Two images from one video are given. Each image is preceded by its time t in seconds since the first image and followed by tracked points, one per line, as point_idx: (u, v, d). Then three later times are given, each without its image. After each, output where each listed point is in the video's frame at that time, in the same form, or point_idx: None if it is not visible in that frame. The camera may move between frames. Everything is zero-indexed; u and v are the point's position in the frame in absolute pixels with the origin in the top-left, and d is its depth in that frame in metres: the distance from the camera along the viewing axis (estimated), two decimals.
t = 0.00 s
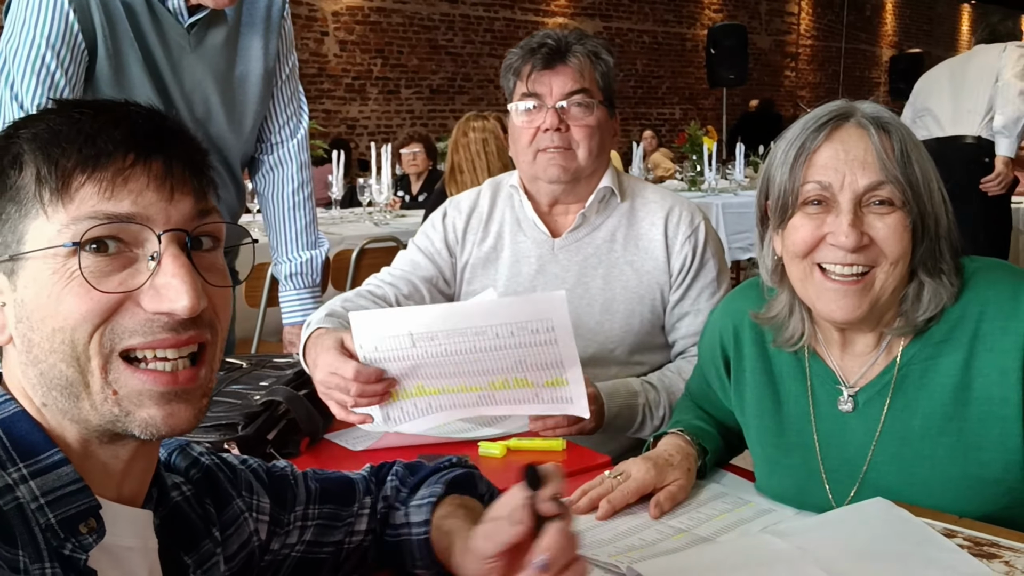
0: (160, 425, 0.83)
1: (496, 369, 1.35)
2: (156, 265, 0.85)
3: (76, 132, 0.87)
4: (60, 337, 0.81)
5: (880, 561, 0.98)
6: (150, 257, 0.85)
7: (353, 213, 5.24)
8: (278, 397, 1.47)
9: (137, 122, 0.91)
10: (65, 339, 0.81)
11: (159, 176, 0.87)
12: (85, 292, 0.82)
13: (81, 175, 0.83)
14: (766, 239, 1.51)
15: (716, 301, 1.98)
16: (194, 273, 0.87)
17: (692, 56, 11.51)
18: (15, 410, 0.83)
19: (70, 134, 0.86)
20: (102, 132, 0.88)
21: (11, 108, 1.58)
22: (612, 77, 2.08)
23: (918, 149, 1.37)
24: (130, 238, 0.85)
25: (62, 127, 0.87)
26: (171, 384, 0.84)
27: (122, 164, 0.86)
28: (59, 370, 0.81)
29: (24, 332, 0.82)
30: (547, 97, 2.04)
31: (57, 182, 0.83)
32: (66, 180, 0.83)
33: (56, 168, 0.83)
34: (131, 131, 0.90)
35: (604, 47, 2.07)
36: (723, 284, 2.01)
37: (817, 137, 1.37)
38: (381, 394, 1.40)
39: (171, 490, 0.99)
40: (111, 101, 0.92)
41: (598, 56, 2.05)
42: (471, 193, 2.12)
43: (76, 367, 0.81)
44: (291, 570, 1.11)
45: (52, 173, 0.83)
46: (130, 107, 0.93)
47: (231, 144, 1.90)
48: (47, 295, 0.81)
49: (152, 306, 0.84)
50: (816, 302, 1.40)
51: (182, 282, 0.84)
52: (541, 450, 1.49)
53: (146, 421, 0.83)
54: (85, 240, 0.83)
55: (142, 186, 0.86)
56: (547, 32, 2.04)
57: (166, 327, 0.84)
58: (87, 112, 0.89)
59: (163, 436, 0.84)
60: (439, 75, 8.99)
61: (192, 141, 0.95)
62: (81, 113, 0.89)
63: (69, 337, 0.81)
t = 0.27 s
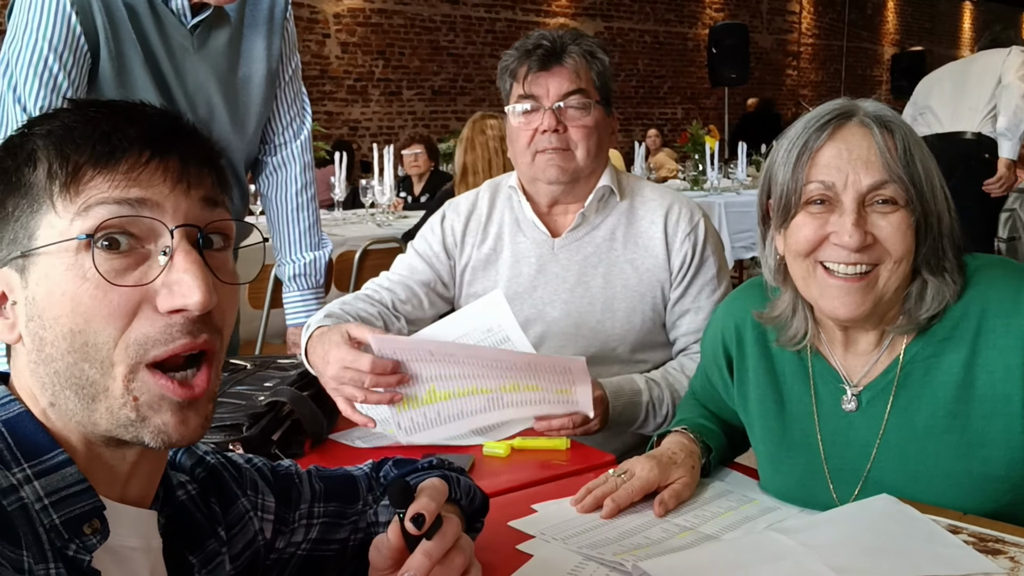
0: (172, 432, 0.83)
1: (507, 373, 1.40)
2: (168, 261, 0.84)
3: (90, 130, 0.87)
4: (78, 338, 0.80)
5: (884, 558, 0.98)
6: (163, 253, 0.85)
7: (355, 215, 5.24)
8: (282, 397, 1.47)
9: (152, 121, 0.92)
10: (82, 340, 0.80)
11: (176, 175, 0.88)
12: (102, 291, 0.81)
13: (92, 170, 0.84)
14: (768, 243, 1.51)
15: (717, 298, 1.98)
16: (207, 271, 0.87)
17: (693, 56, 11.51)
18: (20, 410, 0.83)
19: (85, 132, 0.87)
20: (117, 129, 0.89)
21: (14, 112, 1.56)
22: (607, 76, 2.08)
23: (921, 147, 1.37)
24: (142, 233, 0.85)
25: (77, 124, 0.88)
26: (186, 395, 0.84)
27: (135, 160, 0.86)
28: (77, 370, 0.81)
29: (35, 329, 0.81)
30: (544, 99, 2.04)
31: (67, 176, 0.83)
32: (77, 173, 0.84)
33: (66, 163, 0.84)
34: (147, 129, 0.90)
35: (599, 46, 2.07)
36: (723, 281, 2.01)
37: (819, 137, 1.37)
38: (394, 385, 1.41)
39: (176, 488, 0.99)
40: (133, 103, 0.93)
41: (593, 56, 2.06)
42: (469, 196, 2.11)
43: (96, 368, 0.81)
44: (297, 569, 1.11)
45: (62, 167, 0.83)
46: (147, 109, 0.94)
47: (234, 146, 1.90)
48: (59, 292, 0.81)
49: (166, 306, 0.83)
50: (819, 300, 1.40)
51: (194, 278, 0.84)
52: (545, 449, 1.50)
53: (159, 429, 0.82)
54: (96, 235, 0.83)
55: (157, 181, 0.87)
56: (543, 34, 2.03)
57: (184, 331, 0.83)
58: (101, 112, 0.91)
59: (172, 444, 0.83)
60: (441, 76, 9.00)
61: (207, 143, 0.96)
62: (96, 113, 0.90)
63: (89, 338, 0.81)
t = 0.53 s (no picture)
0: (179, 427, 0.83)
1: (513, 386, 1.45)
2: (174, 268, 0.85)
3: (96, 135, 0.87)
4: (82, 342, 0.81)
5: (886, 554, 0.99)
6: (168, 262, 0.85)
7: (355, 215, 5.25)
8: (283, 397, 1.46)
9: (158, 124, 0.92)
10: (88, 345, 0.81)
11: (182, 183, 0.88)
12: (107, 295, 0.82)
13: (99, 176, 0.84)
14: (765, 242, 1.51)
15: (716, 295, 1.99)
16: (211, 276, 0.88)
17: (693, 56, 11.52)
18: (23, 410, 0.83)
19: (91, 136, 0.87)
20: (124, 134, 0.89)
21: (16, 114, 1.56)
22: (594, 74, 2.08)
23: (913, 149, 1.35)
24: (148, 239, 0.85)
25: (84, 127, 0.88)
26: (195, 391, 0.84)
27: (142, 167, 0.87)
28: (81, 373, 0.81)
29: (39, 332, 0.82)
30: (534, 101, 2.04)
31: (74, 181, 0.83)
32: (84, 179, 0.84)
33: (74, 168, 0.84)
34: (154, 136, 0.90)
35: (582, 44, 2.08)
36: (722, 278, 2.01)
37: (806, 139, 1.37)
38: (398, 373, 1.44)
39: (178, 488, 0.99)
40: (136, 104, 0.93)
41: (578, 54, 2.07)
42: (465, 201, 2.12)
43: (100, 372, 0.81)
44: (300, 568, 1.11)
45: (70, 171, 0.83)
46: (154, 112, 0.94)
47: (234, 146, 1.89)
48: (60, 296, 0.81)
49: (171, 314, 0.84)
50: (805, 300, 1.40)
51: (199, 286, 0.84)
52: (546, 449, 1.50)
53: (167, 425, 0.83)
54: (102, 242, 0.83)
55: (164, 189, 0.87)
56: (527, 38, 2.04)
57: (189, 337, 0.84)
58: (109, 115, 0.90)
59: (180, 440, 0.84)
60: (440, 77, 9.01)
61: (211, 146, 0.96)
62: (103, 116, 0.90)
63: (92, 342, 0.81)
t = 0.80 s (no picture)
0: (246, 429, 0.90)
1: (507, 391, 1.50)
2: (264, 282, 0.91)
3: (165, 142, 0.87)
4: (176, 345, 0.84)
5: (888, 557, 0.99)
6: (252, 276, 0.90)
7: (356, 217, 5.25)
8: (285, 400, 1.47)
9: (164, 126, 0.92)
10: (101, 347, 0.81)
11: (245, 197, 0.91)
12: (207, 304, 0.85)
13: (206, 190, 0.88)
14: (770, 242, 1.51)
15: (715, 295, 1.98)
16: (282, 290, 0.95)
17: (693, 57, 11.51)
18: (24, 415, 0.83)
19: (159, 143, 0.87)
20: (190, 143, 0.89)
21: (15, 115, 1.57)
22: (588, 77, 2.08)
23: (904, 147, 1.34)
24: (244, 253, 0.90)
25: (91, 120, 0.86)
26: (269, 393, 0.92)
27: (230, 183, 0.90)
28: (164, 373, 0.84)
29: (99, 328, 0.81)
30: (523, 104, 2.06)
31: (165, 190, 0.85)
32: (155, 191, 0.85)
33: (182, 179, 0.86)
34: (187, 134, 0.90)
35: (574, 46, 2.09)
36: (721, 278, 2.01)
37: (796, 135, 1.41)
38: (402, 372, 1.49)
39: (180, 493, 0.99)
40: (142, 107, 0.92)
41: (569, 56, 2.07)
42: (464, 203, 2.12)
43: (185, 373, 0.85)
44: (301, 573, 1.11)
45: (177, 180, 0.86)
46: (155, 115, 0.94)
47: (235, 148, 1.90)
48: (156, 296, 0.83)
49: (264, 324, 0.90)
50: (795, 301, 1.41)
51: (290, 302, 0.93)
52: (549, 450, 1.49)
53: (237, 427, 0.89)
54: (213, 252, 0.87)
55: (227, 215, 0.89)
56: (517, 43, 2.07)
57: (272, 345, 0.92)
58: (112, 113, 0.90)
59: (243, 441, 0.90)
60: (440, 79, 9.02)
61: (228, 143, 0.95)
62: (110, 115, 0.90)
63: (187, 346, 0.84)
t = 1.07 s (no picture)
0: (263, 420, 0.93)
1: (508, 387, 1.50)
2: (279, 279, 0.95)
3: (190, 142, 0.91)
4: (198, 334, 0.87)
5: (891, 555, 0.99)
6: (272, 269, 0.95)
7: (357, 218, 5.26)
8: (288, 399, 1.47)
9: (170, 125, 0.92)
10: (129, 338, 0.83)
11: (259, 199, 0.95)
12: (223, 296, 0.88)
13: (223, 184, 0.91)
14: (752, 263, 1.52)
15: (718, 293, 1.98)
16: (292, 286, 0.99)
17: (693, 57, 11.51)
18: (31, 413, 0.84)
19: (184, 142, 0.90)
20: (210, 146, 0.92)
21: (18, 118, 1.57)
22: (588, 75, 2.08)
23: (832, 136, 1.39)
24: (258, 249, 0.93)
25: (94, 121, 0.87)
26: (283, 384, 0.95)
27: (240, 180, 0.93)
28: (185, 362, 0.86)
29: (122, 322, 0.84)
30: (516, 95, 2.07)
31: (177, 185, 0.88)
32: (179, 189, 0.88)
33: (203, 172, 0.89)
34: (201, 136, 0.92)
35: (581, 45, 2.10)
36: (723, 276, 2.01)
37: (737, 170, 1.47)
38: (402, 372, 1.48)
39: (186, 491, 1.00)
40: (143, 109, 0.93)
41: (571, 54, 2.08)
42: (467, 202, 2.12)
43: (207, 362, 0.87)
44: (306, 571, 1.12)
45: (203, 173, 0.89)
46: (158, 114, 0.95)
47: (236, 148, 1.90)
48: (183, 286, 0.86)
49: (280, 316, 0.94)
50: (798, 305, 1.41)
51: (301, 294, 0.97)
52: (551, 450, 1.51)
53: (256, 416, 0.92)
54: (236, 242, 0.90)
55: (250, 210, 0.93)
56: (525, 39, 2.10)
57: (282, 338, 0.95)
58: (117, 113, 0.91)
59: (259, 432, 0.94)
60: (440, 80, 9.02)
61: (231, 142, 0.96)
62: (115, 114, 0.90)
63: (208, 334, 0.87)
